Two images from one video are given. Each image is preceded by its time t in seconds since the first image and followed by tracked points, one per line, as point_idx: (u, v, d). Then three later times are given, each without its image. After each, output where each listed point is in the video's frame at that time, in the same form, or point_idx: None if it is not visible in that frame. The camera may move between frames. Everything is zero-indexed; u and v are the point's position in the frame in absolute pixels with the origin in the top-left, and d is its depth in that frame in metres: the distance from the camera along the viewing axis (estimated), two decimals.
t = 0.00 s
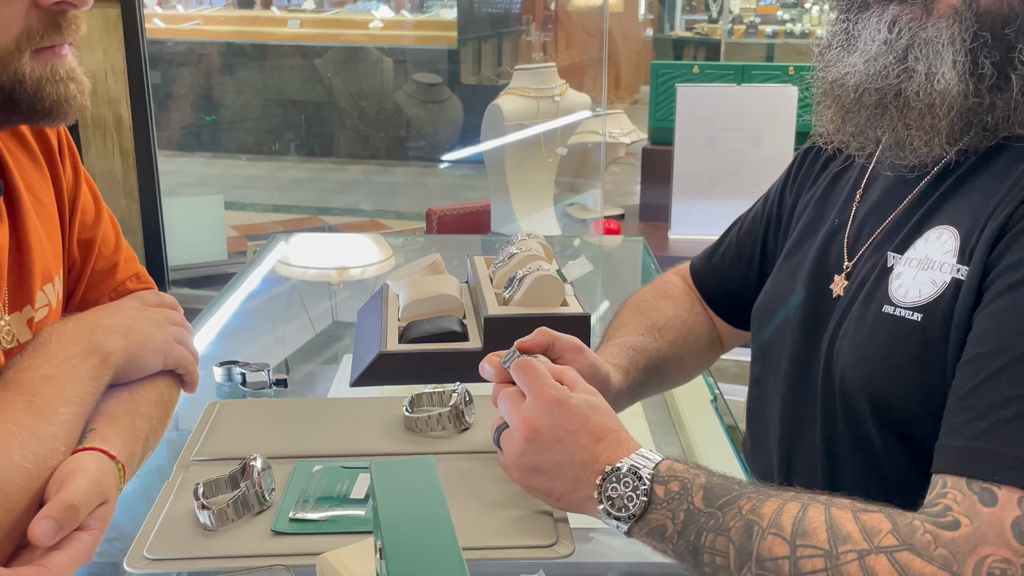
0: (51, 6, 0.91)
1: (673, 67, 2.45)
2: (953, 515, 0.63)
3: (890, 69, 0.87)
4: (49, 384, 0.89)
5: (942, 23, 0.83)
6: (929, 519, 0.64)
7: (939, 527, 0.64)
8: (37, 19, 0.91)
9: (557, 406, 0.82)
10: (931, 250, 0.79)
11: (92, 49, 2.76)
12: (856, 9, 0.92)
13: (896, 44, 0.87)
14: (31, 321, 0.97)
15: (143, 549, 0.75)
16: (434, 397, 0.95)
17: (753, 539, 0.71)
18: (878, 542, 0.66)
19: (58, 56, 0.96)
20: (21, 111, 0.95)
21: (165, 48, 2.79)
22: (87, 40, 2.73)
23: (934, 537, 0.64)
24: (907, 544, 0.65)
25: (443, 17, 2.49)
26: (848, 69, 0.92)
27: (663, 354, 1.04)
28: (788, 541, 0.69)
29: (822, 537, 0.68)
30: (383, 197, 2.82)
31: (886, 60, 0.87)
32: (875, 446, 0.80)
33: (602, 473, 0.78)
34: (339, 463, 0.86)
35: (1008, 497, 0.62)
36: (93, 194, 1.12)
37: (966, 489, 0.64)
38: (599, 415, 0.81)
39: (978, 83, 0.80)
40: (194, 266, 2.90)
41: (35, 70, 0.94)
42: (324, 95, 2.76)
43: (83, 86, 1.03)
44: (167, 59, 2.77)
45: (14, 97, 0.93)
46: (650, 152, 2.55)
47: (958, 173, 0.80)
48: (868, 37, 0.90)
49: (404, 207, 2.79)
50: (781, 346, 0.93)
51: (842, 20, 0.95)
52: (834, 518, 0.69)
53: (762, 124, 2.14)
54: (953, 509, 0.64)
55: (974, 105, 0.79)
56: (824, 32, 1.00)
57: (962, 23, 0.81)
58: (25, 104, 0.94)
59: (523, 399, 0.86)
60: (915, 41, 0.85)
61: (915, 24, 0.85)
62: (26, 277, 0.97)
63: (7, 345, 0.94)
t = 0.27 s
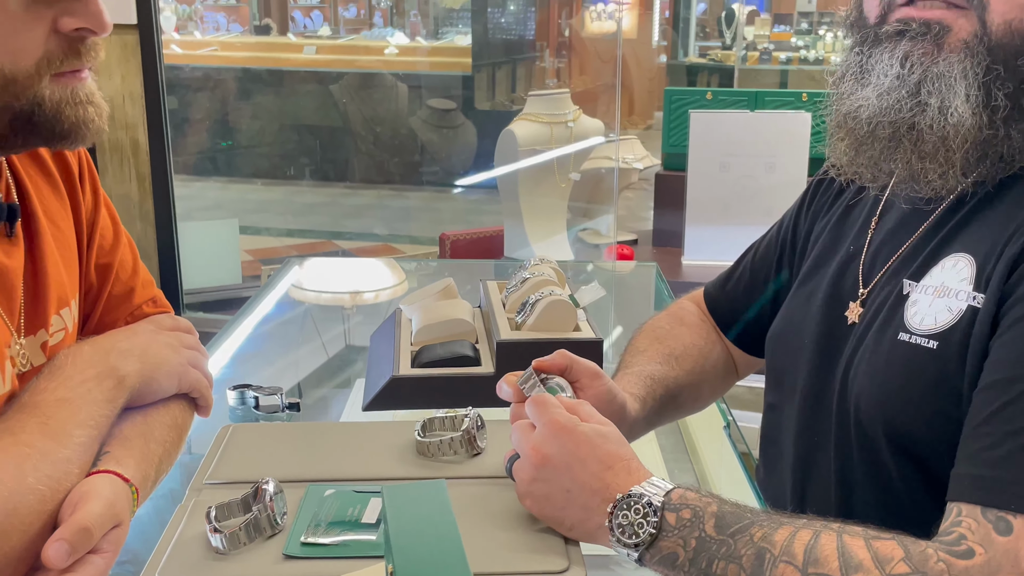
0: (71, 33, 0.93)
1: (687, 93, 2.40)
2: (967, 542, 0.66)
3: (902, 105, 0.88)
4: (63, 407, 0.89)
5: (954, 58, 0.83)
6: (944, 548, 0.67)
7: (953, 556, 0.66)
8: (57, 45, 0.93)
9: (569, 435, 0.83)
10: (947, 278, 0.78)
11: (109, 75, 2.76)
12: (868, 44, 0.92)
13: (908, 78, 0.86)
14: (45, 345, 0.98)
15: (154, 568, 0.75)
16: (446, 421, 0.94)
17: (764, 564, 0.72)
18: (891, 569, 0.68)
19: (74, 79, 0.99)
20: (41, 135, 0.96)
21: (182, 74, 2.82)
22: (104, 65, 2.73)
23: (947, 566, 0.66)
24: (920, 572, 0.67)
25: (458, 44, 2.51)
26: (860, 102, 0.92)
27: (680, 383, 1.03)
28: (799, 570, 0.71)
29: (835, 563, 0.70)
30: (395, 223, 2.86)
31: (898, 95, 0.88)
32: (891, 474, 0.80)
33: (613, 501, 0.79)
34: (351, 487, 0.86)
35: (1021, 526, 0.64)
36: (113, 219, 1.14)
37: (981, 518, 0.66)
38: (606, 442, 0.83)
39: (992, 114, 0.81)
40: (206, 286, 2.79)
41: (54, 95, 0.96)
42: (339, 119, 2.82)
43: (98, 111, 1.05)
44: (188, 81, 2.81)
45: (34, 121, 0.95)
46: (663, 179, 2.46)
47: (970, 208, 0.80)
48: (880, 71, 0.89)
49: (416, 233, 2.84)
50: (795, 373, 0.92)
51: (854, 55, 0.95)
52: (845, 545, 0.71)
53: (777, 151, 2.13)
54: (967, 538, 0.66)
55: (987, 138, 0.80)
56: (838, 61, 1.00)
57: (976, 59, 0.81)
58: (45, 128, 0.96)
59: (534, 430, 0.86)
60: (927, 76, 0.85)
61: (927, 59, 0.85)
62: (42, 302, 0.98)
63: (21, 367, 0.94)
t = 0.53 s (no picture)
0: (147, 118, 1.00)
1: (676, 166, 2.49)
2: (912, 562, 0.76)
3: (845, 190, 0.99)
4: (135, 438, 0.99)
5: (885, 152, 0.94)
6: (890, 564, 0.77)
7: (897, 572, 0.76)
8: (135, 125, 0.99)
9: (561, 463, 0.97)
10: (892, 329, 0.90)
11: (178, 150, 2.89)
12: (815, 138, 1.04)
13: (846, 171, 0.98)
14: (120, 384, 1.10)
15: None
16: (461, 452, 1.08)
17: None
18: None
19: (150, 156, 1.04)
20: (119, 207, 1.02)
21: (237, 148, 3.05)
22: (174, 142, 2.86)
23: None
24: None
25: (480, 122, 3.26)
26: (813, 188, 1.05)
27: (673, 426, 1.16)
28: None
29: None
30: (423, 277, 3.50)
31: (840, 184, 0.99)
32: (846, 501, 0.91)
33: (605, 516, 0.92)
34: (380, 509, 0.99)
35: (957, 546, 0.74)
36: (178, 275, 1.29)
37: (923, 540, 0.76)
38: (592, 474, 0.97)
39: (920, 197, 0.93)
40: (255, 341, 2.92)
41: (131, 169, 1.01)
42: (375, 189, 3.54)
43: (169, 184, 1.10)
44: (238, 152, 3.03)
45: (114, 196, 1.00)
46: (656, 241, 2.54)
47: (907, 275, 0.93)
48: (825, 164, 1.01)
49: (440, 286, 3.35)
50: (766, 412, 1.05)
51: (806, 145, 1.07)
52: (806, 562, 0.81)
53: (756, 217, 2.23)
54: (910, 556, 0.77)
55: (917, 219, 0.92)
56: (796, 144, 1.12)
57: (903, 151, 0.92)
58: (124, 199, 1.01)
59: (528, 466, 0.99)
60: (863, 168, 0.96)
61: (862, 155, 0.96)
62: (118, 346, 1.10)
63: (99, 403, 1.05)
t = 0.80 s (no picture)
0: (206, 172, 1.13)
1: (663, 213, 2.52)
2: (852, 557, 0.82)
3: (792, 238, 1.14)
4: (187, 448, 1.10)
5: (823, 206, 1.10)
6: (836, 560, 0.82)
7: (842, 567, 0.81)
8: (195, 180, 1.12)
9: (554, 475, 1.05)
10: (839, 356, 1.01)
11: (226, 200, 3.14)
12: (766, 194, 1.19)
13: (791, 223, 1.14)
14: (178, 400, 1.27)
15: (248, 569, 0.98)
16: (468, 463, 1.20)
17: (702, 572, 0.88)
18: None
19: (206, 206, 1.16)
20: (178, 249, 1.14)
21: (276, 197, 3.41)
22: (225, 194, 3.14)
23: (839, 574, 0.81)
24: None
25: (492, 171, 3.43)
26: (766, 236, 1.20)
27: (656, 443, 1.30)
28: None
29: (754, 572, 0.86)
30: (441, 311, 3.62)
31: (788, 234, 1.14)
32: (802, 507, 1.01)
33: (592, 520, 0.99)
34: (396, 513, 1.09)
35: (892, 544, 0.80)
36: (228, 309, 1.48)
37: (862, 538, 0.82)
38: (579, 482, 1.05)
39: (854, 243, 1.06)
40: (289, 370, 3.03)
41: (189, 217, 1.13)
42: (397, 232, 3.78)
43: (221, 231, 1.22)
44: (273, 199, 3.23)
45: (174, 241, 1.12)
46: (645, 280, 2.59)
47: (853, 310, 1.06)
48: (774, 217, 1.17)
49: (455, 319, 3.56)
50: (734, 427, 1.19)
51: (760, 198, 1.23)
52: (763, 558, 0.87)
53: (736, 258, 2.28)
54: (853, 553, 0.82)
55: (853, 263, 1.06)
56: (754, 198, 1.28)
57: (839, 205, 1.08)
58: (183, 242, 1.13)
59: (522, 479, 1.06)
60: (806, 219, 1.12)
61: (804, 209, 1.12)
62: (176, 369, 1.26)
63: (157, 416, 1.19)
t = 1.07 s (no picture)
0: (233, 228, 1.14)
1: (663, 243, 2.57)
2: (837, 570, 0.85)
3: (769, 272, 1.21)
4: (205, 468, 1.15)
5: (796, 242, 1.16)
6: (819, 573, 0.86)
7: None
8: (223, 233, 1.13)
9: (555, 495, 1.09)
10: (824, 380, 1.06)
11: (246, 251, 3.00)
12: (748, 230, 1.26)
13: (769, 258, 1.21)
14: (198, 424, 1.31)
15: None
16: (472, 485, 1.23)
17: None
18: None
19: (227, 258, 1.16)
20: (199, 296, 1.15)
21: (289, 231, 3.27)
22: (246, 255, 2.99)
23: None
24: None
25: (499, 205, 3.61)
26: (748, 270, 1.26)
27: (652, 467, 1.36)
28: None
29: None
30: (449, 340, 3.81)
31: (767, 269, 1.21)
32: (791, 523, 1.05)
33: (591, 537, 1.04)
34: (402, 531, 1.14)
35: (873, 557, 0.83)
36: (243, 338, 1.54)
37: (846, 552, 0.85)
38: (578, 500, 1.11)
39: (825, 276, 1.12)
40: (302, 399, 3.06)
41: (212, 268, 1.13)
42: (405, 264, 3.84)
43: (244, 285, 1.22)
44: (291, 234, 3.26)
45: (196, 290, 1.13)
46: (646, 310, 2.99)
47: (838, 337, 1.11)
48: (755, 253, 1.24)
49: (463, 349, 3.64)
50: (728, 449, 1.23)
51: (743, 234, 1.30)
52: (752, 571, 0.89)
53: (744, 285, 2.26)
54: (836, 566, 0.85)
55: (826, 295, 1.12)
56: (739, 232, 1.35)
57: (809, 240, 1.14)
58: (202, 291, 1.14)
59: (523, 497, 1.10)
60: (781, 254, 1.18)
61: (780, 245, 1.18)
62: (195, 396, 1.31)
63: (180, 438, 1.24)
